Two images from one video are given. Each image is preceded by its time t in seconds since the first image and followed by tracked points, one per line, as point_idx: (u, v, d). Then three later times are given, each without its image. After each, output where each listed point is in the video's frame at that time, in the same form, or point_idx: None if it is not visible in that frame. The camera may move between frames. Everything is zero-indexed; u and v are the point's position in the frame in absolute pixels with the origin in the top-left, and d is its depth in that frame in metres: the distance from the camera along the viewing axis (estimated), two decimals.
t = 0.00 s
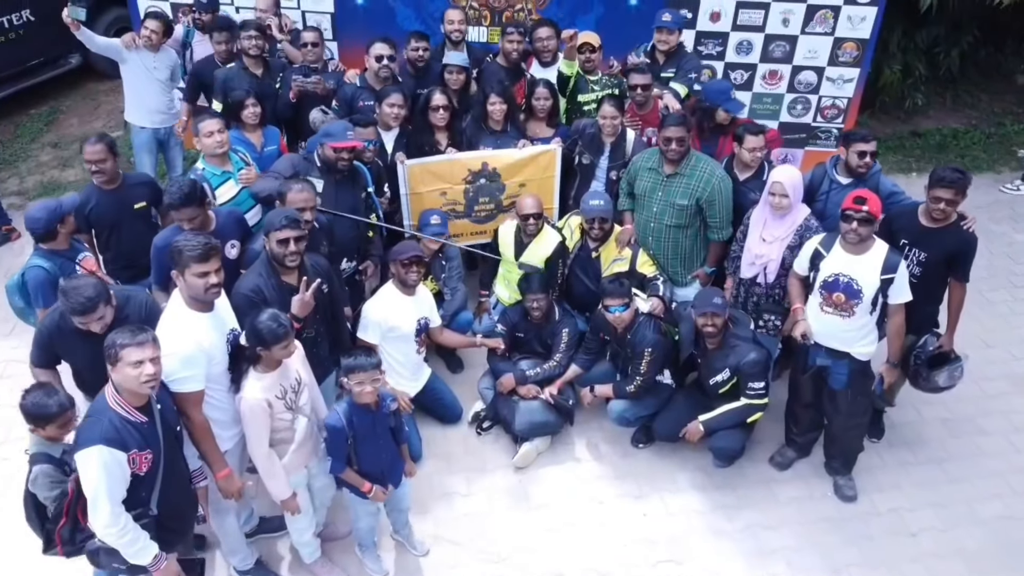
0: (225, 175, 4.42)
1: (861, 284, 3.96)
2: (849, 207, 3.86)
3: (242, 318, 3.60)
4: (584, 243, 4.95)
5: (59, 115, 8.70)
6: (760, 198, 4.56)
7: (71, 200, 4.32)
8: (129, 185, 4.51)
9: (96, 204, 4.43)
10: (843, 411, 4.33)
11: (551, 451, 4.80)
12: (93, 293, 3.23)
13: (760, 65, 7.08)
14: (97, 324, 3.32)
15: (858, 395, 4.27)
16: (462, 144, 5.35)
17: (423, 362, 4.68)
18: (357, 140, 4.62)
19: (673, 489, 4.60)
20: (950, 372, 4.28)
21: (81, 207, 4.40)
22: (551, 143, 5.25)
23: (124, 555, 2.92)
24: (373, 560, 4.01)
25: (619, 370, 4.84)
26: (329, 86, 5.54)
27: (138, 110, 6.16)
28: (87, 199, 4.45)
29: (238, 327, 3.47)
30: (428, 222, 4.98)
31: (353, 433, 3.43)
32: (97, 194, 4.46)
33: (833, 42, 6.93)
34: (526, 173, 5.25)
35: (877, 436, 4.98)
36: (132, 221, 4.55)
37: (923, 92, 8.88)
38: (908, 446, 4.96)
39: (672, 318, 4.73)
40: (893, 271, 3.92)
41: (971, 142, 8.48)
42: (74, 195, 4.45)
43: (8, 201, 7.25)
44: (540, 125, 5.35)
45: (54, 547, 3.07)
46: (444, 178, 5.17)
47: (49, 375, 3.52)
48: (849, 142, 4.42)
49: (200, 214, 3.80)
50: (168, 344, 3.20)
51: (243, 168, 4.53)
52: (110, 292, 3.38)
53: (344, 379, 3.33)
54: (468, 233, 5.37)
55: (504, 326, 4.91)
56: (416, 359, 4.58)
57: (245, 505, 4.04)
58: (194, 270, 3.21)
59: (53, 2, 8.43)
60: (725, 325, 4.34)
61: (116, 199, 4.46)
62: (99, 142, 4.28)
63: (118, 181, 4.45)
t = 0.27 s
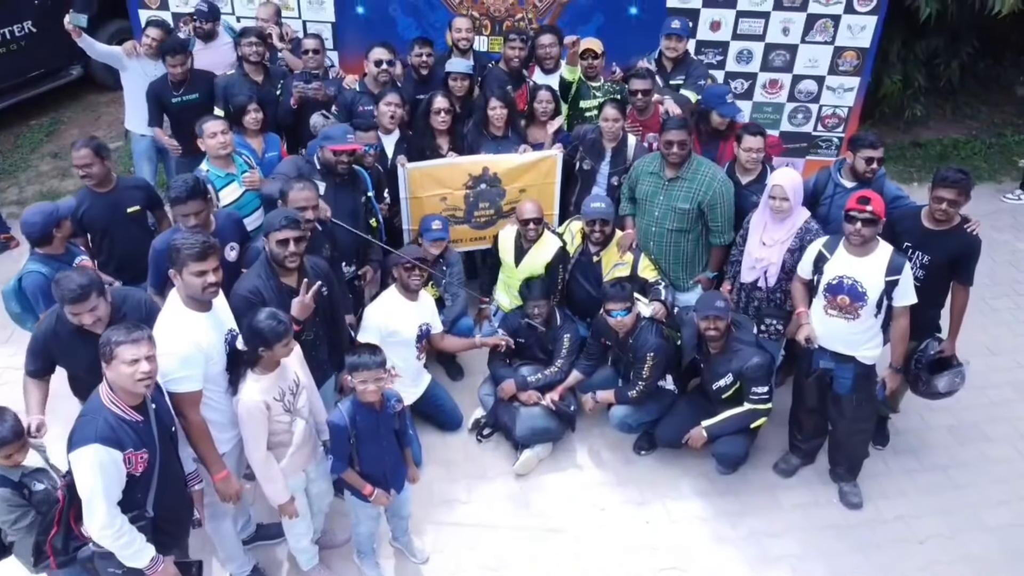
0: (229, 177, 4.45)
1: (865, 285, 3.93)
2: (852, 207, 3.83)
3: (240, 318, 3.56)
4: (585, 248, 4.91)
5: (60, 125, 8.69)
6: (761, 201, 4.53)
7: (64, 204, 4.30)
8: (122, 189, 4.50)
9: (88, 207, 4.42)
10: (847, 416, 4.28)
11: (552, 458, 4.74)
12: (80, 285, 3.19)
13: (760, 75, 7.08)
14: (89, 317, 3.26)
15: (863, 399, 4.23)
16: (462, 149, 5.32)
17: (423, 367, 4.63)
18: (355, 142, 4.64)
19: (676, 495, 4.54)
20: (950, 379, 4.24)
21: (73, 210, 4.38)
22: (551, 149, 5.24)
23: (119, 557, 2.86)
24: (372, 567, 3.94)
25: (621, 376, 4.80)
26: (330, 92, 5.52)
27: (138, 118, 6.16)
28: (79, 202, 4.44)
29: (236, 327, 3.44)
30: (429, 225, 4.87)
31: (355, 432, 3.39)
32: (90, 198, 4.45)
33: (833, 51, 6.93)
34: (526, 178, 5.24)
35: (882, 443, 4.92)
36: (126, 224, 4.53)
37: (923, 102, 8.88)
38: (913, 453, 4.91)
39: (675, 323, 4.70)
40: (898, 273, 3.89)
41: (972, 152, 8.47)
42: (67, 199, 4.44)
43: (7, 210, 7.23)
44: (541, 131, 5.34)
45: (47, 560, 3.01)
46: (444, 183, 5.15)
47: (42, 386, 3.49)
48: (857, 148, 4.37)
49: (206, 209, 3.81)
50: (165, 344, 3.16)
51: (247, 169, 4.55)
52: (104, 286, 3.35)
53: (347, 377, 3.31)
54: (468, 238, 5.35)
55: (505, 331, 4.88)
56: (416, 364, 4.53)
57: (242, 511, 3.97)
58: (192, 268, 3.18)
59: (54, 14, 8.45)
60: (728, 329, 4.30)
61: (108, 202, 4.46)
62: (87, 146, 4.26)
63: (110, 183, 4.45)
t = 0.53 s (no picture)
0: (231, 178, 4.50)
1: (866, 288, 3.91)
2: (854, 211, 3.82)
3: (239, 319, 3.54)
4: (586, 253, 4.90)
5: (61, 135, 8.70)
6: (761, 205, 4.52)
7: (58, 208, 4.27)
8: (116, 194, 4.49)
9: (81, 210, 4.40)
10: (850, 420, 4.25)
11: (553, 465, 4.70)
12: (82, 276, 3.18)
13: (760, 83, 7.09)
14: (94, 306, 3.24)
15: (866, 403, 4.20)
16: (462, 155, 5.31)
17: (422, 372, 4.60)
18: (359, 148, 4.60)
19: (678, 502, 4.50)
20: (955, 382, 4.20)
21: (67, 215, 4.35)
22: (551, 155, 5.24)
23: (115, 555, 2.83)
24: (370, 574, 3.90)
25: (622, 382, 4.77)
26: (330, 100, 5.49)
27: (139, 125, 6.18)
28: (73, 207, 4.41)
29: (234, 330, 3.42)
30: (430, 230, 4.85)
31: (355, 434, 3.37)
32: (83, 202, 4.43)
33: (833, 59, 6.94)
34: (527, 184, 5.23)
35: (885, 449, 4.89)
36: (120, 229, 4.51)
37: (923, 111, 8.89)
38: (916, 460, 4.87)
39: (676, 327, 4.67)
40: (899, 275, 3.87)
41: (972, 162, 8.47)
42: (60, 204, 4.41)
43: (7, 219, 7.22)
44: (541, 137, 5.34)
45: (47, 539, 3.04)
46: (444, 188, 5.14)
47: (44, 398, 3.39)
48: (858, 151, 4.35)
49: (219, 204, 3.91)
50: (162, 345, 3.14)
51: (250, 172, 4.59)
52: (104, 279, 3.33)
53: (347, 378, 3.30)
54: (468, 243, 5.35)
55: (505, 336, 4.86)
56: (416, 369, 4.50)
57: (240, 517, 3.92)
58: (190, 269, 3.15)
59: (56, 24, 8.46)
60: (729, 333, 4.27)
61: (103, 206, 4.44)
62: (80, 150, 4.25)
63: (104, 186, 4.43)
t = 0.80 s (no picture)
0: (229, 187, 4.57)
1: (866, 296, 3.90)
2: (853, 221, 3.80)
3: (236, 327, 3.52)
4: (584, 263, 4.89)
5: (61, 149, 8.71)
6: (759, 217, 4.50)
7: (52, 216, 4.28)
8: (111, 204, 4.49)
9: (77, 220, 4.39)
10: (851, 431, 4.22)
11: (551, 477, 4.67)
12: (88, 271, 3.22)
13: (758, 97, 7.11)
14: (102, 300, 3.26)
15: (866, 414, 4.16)
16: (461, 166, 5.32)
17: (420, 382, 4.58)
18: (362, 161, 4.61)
19: (678, 514, 4.46)
20: (956, 392, 4.17)
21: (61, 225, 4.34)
22: (551, 165, 5.25)
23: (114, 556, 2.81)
24: None
25: (621, 393, 4.75)
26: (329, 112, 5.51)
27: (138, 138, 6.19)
28: (68, 216, 4.41)
29: (231, 338, 3.40)
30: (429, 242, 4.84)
31: (351, 443, 3.35)
32: (79, 212, 4.42)
33: (830, 73, 6.96)
34: (526, 194, 5.24)
35: (886, 461, 4.86)
36: (116, 240, 4.50)
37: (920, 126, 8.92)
38: (918, 472, 4.84)
39: (675, 337, 4.66)
40: (898, 283, 3.86)
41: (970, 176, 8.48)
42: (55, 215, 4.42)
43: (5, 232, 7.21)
44: (539, 148, 5.34)
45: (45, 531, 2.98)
46: (443, 197, 5.14)
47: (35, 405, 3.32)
48: (855, 160, 4.36)
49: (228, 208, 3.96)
50: (157, 354, 3.11)
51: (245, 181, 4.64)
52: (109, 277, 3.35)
53: (343, 386, 3.29)
54: (467, 253, 5.35)
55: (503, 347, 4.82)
56: (414, 380, 4.48)
57: (235, 529, 3.88)
58: (187, 277, 3.14)
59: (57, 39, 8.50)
60: (729, 342, 4.25)
61: (97, 216, 4.44)
62: (76, 160, 4.27)
63: (99, 197, 4.44)
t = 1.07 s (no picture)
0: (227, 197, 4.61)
1: (862, 309, 3.89)
2: (848, 232, 3.80)
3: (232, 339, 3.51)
4: (581, 277, 4.88)
5: (61, 165, 8.73)
6: (756, 230, 4.52)
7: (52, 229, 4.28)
8: (111, 217, 4.49)
9: (76, 233, 4.39)
10: (849, 446, 4.19)
11: (548, 493, 4.63)
12: (92, 276, 3.23)
13: (755, 113, 7.13)
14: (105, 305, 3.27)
15: (865, 428, 4.13)
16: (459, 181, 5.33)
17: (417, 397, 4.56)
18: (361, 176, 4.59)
19: (676, 530, 4.42)
20: (955, 406, 4.16)
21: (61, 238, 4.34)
22: (549, 179, 5.26)
23: None
24: None
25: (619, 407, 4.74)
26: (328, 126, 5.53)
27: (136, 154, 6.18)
28: (68, 229, 4.40)
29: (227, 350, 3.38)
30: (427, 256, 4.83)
31: (346, 456, 3.32)
32: (79, 225, 4.43)
33: (827, 89, 6.99)
34: (523, 209, 5.27)
35: (886, 477, 4.82)
36: (115, 253, 4.50)
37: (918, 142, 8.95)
38: (918, 488, 4.80)
39: (672, 351, 4.66)
40: (894, 296, 3.85)
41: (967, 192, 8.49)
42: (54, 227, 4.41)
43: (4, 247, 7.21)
44: (536, 163, 5.35)
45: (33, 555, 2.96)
46: (440, 210, 5.16)
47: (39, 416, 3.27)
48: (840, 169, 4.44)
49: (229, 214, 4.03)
50: (149, 367, 3.09)
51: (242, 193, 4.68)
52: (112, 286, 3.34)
53: (339, 399, 3.27)
54: (465, 265, 5.37)
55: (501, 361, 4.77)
56: (411, 394, 4.46)
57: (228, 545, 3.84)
58: (182, 289, 3.13)
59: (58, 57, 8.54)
60: (726, 356, 4.23)
61: (96, 229, 4.43)
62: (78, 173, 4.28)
63: (99, 210, 4.44)
